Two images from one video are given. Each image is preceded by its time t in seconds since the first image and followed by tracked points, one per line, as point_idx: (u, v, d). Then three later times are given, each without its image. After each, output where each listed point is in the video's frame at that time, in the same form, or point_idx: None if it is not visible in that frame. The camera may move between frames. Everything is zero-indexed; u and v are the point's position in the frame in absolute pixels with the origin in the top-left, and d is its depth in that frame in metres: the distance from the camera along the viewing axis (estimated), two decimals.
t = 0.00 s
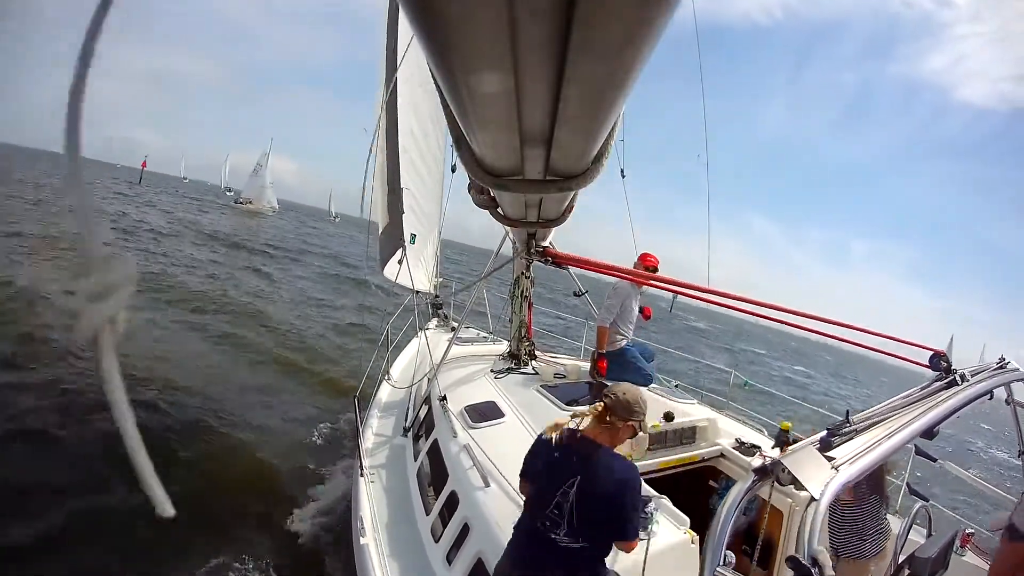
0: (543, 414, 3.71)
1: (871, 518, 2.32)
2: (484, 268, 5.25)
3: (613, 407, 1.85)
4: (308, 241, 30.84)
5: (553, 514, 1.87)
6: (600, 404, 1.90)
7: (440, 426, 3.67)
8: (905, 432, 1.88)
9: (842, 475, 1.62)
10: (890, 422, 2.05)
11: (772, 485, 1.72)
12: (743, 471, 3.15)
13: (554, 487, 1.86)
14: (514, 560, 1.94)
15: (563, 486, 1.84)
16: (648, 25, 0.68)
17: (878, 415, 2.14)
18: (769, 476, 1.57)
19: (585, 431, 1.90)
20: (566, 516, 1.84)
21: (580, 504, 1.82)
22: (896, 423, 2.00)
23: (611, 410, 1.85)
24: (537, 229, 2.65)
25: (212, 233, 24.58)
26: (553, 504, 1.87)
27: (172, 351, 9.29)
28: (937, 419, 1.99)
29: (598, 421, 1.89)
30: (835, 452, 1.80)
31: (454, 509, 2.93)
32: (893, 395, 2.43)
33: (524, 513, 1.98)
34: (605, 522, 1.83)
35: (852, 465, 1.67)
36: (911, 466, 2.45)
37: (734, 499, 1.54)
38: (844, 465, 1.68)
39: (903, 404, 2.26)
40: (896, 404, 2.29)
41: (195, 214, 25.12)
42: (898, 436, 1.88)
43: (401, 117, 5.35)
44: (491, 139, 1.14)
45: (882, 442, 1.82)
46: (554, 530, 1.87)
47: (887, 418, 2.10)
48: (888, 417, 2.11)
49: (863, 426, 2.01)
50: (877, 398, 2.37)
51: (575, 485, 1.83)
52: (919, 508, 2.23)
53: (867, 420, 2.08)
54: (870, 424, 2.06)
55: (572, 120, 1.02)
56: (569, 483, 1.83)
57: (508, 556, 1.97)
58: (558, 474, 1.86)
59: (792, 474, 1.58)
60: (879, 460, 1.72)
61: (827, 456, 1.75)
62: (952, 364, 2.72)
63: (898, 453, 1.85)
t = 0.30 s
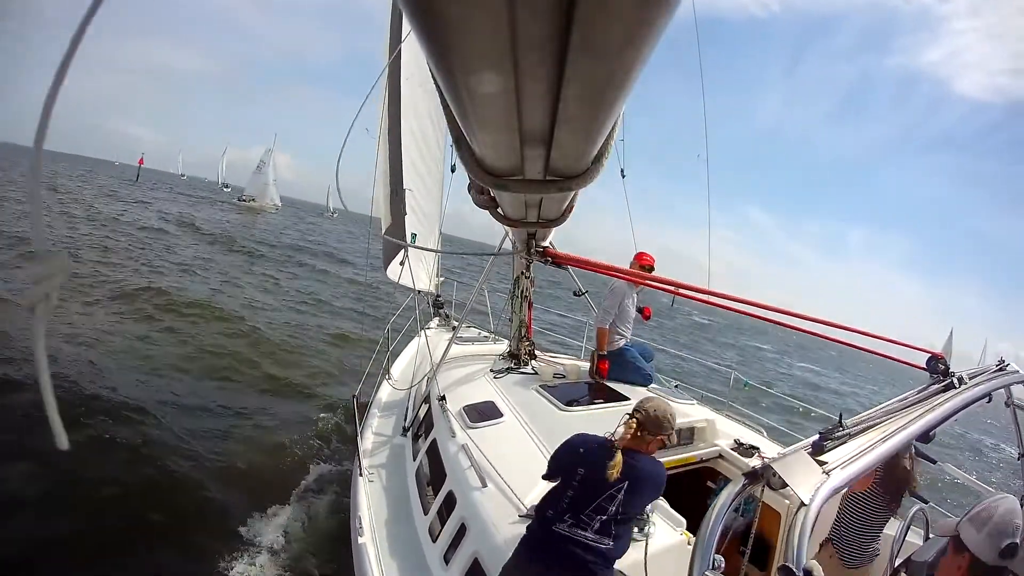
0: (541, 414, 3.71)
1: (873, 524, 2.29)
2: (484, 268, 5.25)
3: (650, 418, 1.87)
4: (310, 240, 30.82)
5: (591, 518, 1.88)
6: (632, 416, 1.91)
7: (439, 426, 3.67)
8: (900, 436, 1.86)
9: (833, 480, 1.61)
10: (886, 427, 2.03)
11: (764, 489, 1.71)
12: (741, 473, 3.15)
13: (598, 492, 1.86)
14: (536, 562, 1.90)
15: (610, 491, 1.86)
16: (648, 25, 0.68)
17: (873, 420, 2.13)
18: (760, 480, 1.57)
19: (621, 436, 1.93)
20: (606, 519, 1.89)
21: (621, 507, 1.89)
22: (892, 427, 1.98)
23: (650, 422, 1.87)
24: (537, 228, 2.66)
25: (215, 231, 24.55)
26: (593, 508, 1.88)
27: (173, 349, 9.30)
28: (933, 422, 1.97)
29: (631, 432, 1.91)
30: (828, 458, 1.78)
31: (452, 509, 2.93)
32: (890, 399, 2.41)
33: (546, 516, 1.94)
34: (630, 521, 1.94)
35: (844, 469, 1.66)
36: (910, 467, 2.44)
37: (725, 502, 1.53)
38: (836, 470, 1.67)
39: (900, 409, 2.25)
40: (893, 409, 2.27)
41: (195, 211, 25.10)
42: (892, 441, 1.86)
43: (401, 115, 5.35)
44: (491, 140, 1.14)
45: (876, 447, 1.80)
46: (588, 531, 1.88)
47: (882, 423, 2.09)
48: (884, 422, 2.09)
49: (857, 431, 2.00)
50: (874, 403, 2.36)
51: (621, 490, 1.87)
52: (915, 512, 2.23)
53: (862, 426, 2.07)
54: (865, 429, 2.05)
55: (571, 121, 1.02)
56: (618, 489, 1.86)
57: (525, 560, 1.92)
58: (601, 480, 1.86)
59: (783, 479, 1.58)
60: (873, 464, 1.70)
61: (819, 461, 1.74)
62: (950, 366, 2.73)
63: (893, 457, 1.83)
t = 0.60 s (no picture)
0: (540, 414, 3.70)
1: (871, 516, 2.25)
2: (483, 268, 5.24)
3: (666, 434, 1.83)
4: (311, 242, 30.84)
5: (594, 528, 1.87)
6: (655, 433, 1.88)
7: (437, 426, 3.67)
8: (895, 435, 1.85)
9: (826, 479, 1.60)
10: (882, 425, 2.02)
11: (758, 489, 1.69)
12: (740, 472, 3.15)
13: (602, 501, 1.86)
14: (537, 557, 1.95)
15: (614, 504, 1.84)
16: (648, 25, 0.68)
17: (869, 419, 2.11)
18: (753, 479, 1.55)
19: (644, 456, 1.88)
20: (608, 535, 1.85)
21: (624, 527, 1.83)
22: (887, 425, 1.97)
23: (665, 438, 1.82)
24: (537, 228, 2.65)
25: (217, 233, 24.62)
26: (596, 519, 1.87)
27: (173, 351, 9.32)
28: (929, 422, 1.96)
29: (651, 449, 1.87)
30: (822, 456, 1.77)
31: (450, 509, 2.92)
32: (888, 397, 2.40)
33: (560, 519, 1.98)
34: (637, 549, 1.85)
35: (836, 468, 1.65)
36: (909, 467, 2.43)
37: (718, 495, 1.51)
38: (829, 470, 1.65)
39: (897, 407, 2.23)
40: (890, 407, 2.26)
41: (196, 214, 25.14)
42: (887, 440, 1.84)
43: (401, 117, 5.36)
44: (492, 139, 1.14)
45: (870, 446, 1.79)
46: (588, 542, 1.87)
47: (878, 421, 2.07)
48: (881, 421, 2.07)
49: (853, 430, 1.98)
50: (872, 401, 2.35)
51: (627, 507, 1.83)
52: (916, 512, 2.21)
53: (858, 424, 2.06)
54: (861, 427, 2.04)
55: (571, 121, 1.02)
56: (624, 505, 1.82)
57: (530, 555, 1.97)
58: (608, 491, 1.85)
59: (775, 478, 1.56)
60: (867, 464, 1.70)
61: (812, 460, 1.72)
62: (948, 365, 2.72)
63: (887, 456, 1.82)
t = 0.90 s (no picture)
0: (540, 414, 3.70)
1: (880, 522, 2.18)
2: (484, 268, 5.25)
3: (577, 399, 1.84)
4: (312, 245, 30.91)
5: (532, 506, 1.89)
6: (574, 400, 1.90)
7: (437, 426, 3.67)
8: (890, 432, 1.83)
9: (820, 475, 1.58)
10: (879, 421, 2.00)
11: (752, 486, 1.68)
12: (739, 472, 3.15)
13: (530, 475, 1.89)
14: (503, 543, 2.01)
15: (538, 477, 1.85)
16: (648, 25, 0.68)
17: (866, 415, 2.10)
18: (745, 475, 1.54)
19: (567, 425, 1.87)
20: (543, 508, 1.85)
21: (551, 498, 1.82)
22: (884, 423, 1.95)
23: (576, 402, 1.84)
24: (537, 228, 2.66)
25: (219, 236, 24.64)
26: (531, 494, 1.89)
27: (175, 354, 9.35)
28: (926, 419, 1.94)
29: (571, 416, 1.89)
30: (817, 451, 1.74)
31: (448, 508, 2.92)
32: (885, 394, 2.39)
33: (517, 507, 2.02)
34: (574, 520, 1.80)
35: (832, 464, 1.63)
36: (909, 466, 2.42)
37: (708, 502, 1.51)
38: (824, 465, 1.63)
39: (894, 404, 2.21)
40: (887, 405, 2.24)
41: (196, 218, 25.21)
42: (884, 437, 1.83)
43: (402, 119, 5.37)
44: (492, 140, 1.14)
45: (864, 443, 1.78)
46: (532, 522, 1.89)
47: (875, 418, 2.06)
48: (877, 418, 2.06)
49: (849, 426, 1.96)
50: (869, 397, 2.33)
51: (549, 480, 1.81)
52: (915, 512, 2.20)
53: (854, 420, 2.04)
54: (858, 423, 2.02)
55: (572, 121, 1.02)
56: (544, 476, 1.83)
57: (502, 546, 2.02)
58: (535, 466, 1.88)
59: (769, 474, 1.54)
60: (861, 461, 1.67)
61: (807, 455, 1.70)
62: (947, 363, 2.72)
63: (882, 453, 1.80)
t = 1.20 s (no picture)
0: (538, 414, 3.70)
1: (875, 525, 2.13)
2: (484, 268, 5.25)
3: (623, 409, 1.88)
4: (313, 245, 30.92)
5: (572, 517, 1.88)
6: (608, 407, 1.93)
7: (436, 425, 3.67)
8: (882, 436, 1.81)
9: (809, 478, 1.55)
10: (872, 425, 1.98)
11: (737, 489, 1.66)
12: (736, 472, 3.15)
13: (577, 490, 1.86)
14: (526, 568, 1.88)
15: (588, 490, 1.86)
16: (647, 25, 0.68)
17: (859, 419, 2.09)
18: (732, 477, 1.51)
19: (602, 434, 1.92)
20: (587, 518, 1.87)
21: (603, 507, 1.87)
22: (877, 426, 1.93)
23: (622, 412, 1.87)
24: (538, 228, 2.66)
25: (220, 236, 24.66)
26: (572, 506, 1.88)
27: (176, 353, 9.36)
28: (919, 422, 1.92)
29: (606, 423, 1.92)
30: (808, 455, 1.73)
31: (445, 508, 2.92)
32: (880, 397, 2.38)
33: (530, 517, 1.95)
34: (616, 522, 1.91)
35: (822, 467, 1.60)
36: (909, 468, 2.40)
37: (696, 503, 1.49)
38: (814, 468, 1.61)
39: (888, 408, 2.21)
40: (882, 408, 2.23)
41: (197, 219, 25.26)
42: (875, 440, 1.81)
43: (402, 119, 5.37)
44: (492, 140, 1.14)
45: (856, 446, 1.75)
46: (569, 533, 1.88)
47: (868, 422, 2.05)
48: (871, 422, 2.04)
49: (840, 430, 1.95)
50: (863, 401, 2.32)
51: (602, 489, 1.86)
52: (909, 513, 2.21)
53: (846, 425, 2.02)
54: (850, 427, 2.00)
55: (571, 121, 1.02)
56: (598, 487, 1.85)
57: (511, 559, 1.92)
58: (581, 477, 1.86)
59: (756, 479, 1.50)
60: (852, 464, 1.65)
61: (796, 458, 1.69)
62: (944, 365, 2.71)
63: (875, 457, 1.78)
